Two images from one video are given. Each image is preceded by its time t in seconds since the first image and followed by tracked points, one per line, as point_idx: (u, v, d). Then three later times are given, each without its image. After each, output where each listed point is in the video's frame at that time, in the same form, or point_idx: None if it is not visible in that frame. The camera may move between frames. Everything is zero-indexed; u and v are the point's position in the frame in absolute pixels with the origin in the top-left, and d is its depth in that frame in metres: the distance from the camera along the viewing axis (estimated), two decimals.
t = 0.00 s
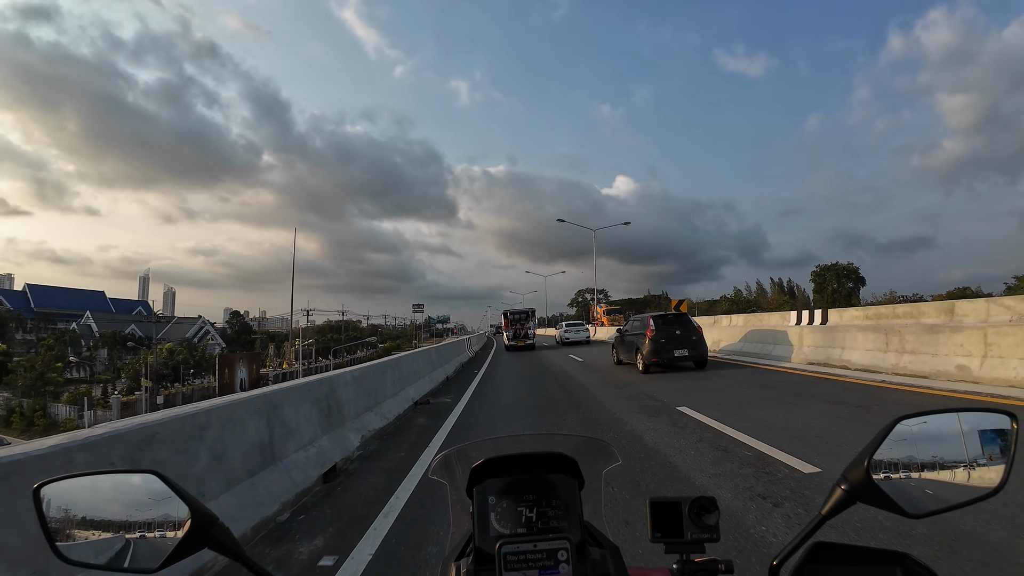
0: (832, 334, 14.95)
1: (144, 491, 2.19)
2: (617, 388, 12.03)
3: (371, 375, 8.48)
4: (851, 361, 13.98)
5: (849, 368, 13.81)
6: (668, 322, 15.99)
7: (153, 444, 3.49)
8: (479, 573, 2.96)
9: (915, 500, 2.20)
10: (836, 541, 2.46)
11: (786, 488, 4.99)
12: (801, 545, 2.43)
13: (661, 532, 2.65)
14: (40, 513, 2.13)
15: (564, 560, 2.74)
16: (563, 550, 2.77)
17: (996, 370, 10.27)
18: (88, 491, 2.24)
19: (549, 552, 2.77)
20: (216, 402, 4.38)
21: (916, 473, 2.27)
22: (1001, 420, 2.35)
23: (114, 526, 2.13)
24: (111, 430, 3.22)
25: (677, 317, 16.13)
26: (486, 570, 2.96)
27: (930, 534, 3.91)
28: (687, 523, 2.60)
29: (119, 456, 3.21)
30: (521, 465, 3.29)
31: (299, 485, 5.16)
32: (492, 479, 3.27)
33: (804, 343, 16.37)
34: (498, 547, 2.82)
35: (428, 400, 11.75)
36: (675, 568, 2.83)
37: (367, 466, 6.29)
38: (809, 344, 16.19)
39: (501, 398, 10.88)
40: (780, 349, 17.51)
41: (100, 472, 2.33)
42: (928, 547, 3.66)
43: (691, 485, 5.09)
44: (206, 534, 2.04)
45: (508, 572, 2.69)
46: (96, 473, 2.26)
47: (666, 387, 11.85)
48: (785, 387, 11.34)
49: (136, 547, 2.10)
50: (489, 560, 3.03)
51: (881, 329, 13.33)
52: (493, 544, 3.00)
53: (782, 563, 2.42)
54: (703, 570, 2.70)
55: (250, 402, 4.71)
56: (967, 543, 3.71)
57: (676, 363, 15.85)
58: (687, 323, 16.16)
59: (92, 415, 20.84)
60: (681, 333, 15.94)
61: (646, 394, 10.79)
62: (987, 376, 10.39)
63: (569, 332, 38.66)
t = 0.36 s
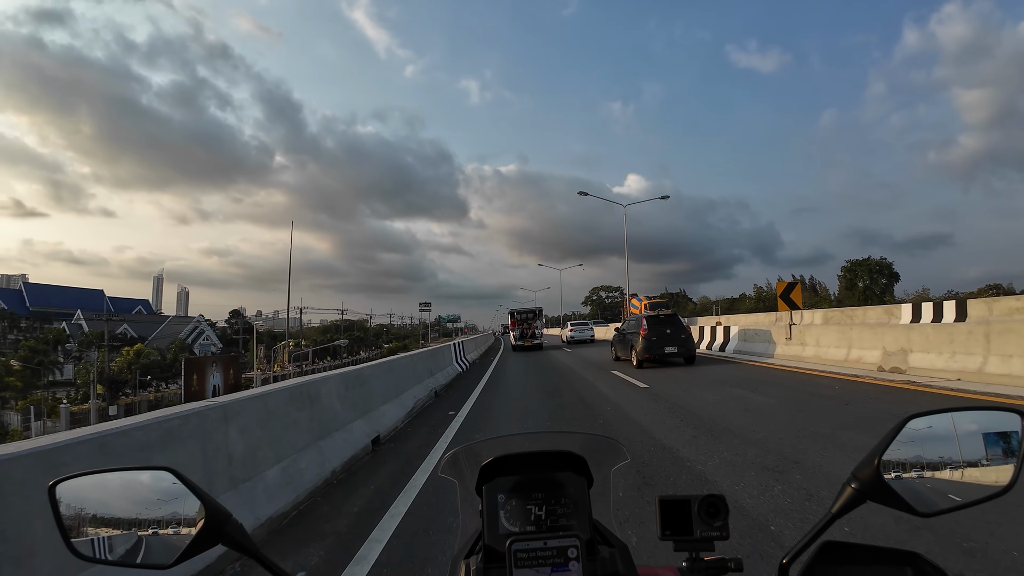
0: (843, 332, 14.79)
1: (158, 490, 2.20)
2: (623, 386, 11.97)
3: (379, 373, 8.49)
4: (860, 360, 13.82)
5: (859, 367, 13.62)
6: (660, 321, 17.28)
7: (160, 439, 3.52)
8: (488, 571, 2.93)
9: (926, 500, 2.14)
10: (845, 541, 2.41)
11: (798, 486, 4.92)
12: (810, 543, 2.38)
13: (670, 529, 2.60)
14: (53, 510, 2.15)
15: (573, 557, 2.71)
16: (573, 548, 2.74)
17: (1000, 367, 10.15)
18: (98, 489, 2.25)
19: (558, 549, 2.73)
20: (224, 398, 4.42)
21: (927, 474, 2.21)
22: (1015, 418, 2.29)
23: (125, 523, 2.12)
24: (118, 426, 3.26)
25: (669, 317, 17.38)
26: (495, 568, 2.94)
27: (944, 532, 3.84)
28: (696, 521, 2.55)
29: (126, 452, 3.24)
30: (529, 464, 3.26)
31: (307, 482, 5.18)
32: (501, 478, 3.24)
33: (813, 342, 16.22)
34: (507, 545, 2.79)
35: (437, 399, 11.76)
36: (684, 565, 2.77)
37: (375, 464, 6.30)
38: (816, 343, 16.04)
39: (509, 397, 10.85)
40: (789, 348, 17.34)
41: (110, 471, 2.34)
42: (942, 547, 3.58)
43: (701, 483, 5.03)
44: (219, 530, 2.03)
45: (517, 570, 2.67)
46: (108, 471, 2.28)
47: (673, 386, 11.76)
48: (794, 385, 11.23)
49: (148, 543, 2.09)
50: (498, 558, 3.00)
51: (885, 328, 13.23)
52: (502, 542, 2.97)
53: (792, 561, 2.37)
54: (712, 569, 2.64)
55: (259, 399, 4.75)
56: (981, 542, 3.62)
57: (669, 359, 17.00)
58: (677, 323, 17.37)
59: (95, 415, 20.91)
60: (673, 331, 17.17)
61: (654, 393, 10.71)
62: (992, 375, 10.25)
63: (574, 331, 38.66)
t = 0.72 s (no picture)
0: (843, 333, 14.77)
1: (151, 494, 2.19)
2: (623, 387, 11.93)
3: (377, 375, 8.46)
4: (860, 360, 13.81)
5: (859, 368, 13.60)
6: (647, 322, 19.28)
7: (151, 439, 3.52)
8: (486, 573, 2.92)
9: (928, 501, 2.12)
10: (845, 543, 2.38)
11: (800, 487, 4.90)
12: (810, 545, 2.36)
13: (670, 533, 2.57)
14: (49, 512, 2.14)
15: (572, 560, 2.69)
16: (572, 550, 2.72)
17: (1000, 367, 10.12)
18: (92, 490, 2.24)
19: (557, 552, 2.71)
20: (220, 399, 4.44)
21: (928, 475, 2.18)
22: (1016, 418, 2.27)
23: (119, 526, 2.12)
24: (113, 426, 3.28)
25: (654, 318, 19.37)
26: (493, 571, 2.92)
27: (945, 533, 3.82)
28: (695, 524, 2.52)
29: (118, 452, 3.24)
30: (527, 466, 3.25)
31: (306, 484, 5.20)
32: (499, 480, 3.23)
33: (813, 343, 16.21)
34: (506, 548, 2.77)
35: (436, 399, 11.78)
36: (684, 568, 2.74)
37: (375, 465, 6.32)
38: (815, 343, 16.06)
39: (507, 399, 10.81)
40: (789, 349, 17.33)
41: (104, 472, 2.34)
42: (942, 550, 3.54)
43: (701, 485, 5.02)
44: (214, 534, 2.02)
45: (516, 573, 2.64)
46: (102, 474, 2.27)
47: (672, 386, 11.75)
48: (794, 386, 11.20)
49: (144, 545, 2.10)
50: (496, 561, 2.98)
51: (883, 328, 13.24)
52: (500, 544, 2.95)
53: (792, 564, 2.34)
54: (712, 572, 2.61)
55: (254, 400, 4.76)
56: (981, 544, 3.59)
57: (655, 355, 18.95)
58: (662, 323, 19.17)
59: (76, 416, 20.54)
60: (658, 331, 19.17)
61: (654, 394, 10.71)
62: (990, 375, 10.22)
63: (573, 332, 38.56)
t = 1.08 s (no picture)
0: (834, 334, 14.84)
1: (131, 493, 2.22)
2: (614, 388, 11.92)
3: (370, 373, 8.44)
4: (848, 360, 13.90)
5: (847, 367, 13.71)
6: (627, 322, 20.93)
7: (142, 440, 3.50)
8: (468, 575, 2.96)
9: (914, 503, 2.15)
10: (836, 544, 2.41)
11: (789, 489, 4.94)
12: (796, 548, 2.38)
13: (653, 535, 2.60)
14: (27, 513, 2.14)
15: (552, 563, 2.71)
16: (552, 552, 2.74)
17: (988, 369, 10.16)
18: (71, 490, 2.25)
19: (537, 554, 2.74)
20: (212, 398, 4.41)
21: (916, 476, 2.22)
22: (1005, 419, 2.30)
23: (101, 526, 2.14)
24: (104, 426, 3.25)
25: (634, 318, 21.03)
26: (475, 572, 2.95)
27: (930, 534, 3.86)
28: (680, 525, 2.55)
29: (108, 453, 3.21)
30: (513, 466, 3.27)
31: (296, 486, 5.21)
32: (483, 480, 3.25)
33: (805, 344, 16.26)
34: (487, 549, 2.80)
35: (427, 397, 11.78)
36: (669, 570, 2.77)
37: (365, 464, 6.33)
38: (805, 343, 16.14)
39: (499, 398, 10.79)
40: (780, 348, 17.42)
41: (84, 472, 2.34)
42: (926, 551, 3.58)
43: (689, 485, 5.06)
44: (190, 534, 2.08)
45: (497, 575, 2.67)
46: (81, 473, 2.28)
47: (662, 386, 11.78)
48: (785, 386, 11.24)
49: (128, 545, 2.14)
50: (478, 562, 3.02)
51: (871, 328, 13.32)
52: (483, 546, 2.99)
53: (776, 567, 2.37)
54: (696, 573, 2.64)
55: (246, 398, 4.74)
56: (963, 545, 3.65)
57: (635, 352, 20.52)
58: (642, 323, 20.97)
59: (30, 419, 23.15)
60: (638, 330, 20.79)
61: (645, 394, 10.73)
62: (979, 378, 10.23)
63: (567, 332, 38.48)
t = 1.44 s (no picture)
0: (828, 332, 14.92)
1: (120, 493, 2.24)
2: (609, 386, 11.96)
3: (363, 371, 8.44)
4: (841, 358, 14.02)
5: (838, 366, 13.87)
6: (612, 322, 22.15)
7: (137, 437, 3.50)
8: (468, 567, 2.96)
9: (910, 492, 2.17)
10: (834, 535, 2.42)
11: (784, 481, 4.96)
12: (791, 537, 2.39)
13: (652, 524, 2.60)
14: (17, 511, 2.15)
15: (552, 553, 2.73)
16: (552, 543, 2.76)
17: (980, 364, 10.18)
18: (60, 487, 2.27)
19: (537, 545, 2.75)
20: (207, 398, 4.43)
21: (912, 467, 2.22)
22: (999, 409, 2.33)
23: (91, 525, 2.15)
24: (96, 423, 3.25)
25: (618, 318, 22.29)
26: (473, 564, 2.96)
27: (923, 524, 3.89)
28: (678, 516, 2.56)
29: (105, 449, 3.23)
30: (510, 459, 3.29)
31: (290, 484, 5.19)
32: (480, 473, 3.26)
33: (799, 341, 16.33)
34: (485, 541, 2.80)
35: (420, 396, 11.75)
36: (667, 562, 2.77)
37: (360, 463, 6.32)
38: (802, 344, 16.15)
39: (493, 396, 10.83)
40: (772, 347, 17.51)
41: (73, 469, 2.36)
42: (920, 540, 3.60)
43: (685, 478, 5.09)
44: (185, 528, 2.06)
45: (495, 566, 2.68)
46: (69, 471, 2.30)
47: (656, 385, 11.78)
48: (779, 382, 11.28)
49: (121, 543, 2.13)
50: (477, 555, 3.02)
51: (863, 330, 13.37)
52: (480, 539, 2.99)
53: (774, 555, 2.38)
54: (695, 564, 2.66)
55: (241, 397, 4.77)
56: (959, 534, 3.67)
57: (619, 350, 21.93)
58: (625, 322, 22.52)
59: None
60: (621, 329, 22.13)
61: (639, 391, 10.73)
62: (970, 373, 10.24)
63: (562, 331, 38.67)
